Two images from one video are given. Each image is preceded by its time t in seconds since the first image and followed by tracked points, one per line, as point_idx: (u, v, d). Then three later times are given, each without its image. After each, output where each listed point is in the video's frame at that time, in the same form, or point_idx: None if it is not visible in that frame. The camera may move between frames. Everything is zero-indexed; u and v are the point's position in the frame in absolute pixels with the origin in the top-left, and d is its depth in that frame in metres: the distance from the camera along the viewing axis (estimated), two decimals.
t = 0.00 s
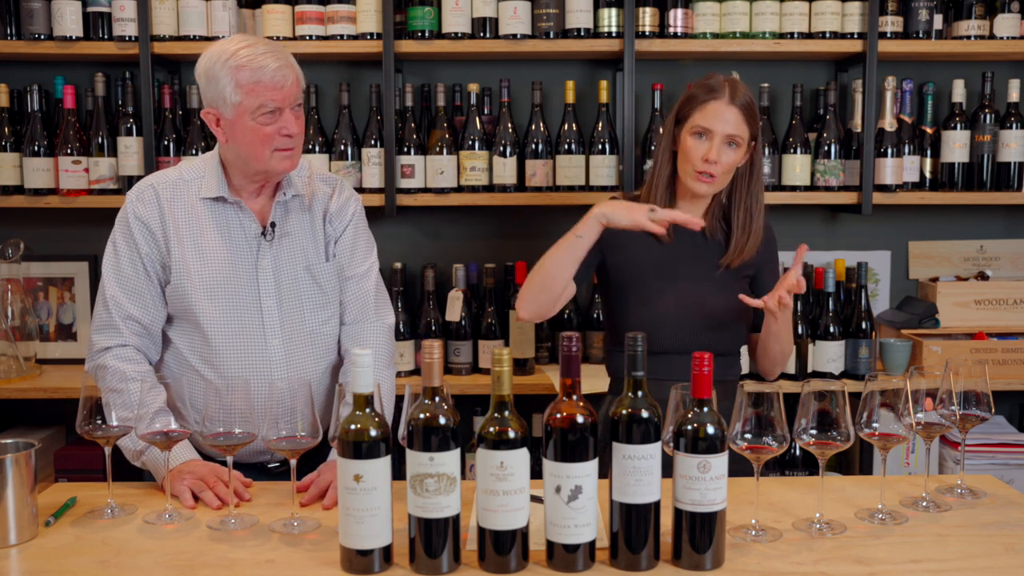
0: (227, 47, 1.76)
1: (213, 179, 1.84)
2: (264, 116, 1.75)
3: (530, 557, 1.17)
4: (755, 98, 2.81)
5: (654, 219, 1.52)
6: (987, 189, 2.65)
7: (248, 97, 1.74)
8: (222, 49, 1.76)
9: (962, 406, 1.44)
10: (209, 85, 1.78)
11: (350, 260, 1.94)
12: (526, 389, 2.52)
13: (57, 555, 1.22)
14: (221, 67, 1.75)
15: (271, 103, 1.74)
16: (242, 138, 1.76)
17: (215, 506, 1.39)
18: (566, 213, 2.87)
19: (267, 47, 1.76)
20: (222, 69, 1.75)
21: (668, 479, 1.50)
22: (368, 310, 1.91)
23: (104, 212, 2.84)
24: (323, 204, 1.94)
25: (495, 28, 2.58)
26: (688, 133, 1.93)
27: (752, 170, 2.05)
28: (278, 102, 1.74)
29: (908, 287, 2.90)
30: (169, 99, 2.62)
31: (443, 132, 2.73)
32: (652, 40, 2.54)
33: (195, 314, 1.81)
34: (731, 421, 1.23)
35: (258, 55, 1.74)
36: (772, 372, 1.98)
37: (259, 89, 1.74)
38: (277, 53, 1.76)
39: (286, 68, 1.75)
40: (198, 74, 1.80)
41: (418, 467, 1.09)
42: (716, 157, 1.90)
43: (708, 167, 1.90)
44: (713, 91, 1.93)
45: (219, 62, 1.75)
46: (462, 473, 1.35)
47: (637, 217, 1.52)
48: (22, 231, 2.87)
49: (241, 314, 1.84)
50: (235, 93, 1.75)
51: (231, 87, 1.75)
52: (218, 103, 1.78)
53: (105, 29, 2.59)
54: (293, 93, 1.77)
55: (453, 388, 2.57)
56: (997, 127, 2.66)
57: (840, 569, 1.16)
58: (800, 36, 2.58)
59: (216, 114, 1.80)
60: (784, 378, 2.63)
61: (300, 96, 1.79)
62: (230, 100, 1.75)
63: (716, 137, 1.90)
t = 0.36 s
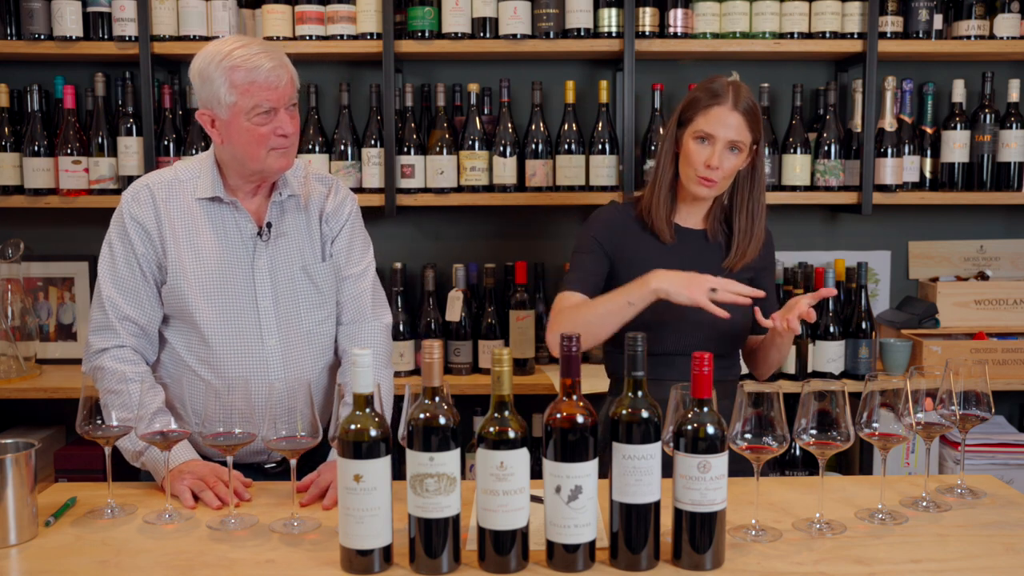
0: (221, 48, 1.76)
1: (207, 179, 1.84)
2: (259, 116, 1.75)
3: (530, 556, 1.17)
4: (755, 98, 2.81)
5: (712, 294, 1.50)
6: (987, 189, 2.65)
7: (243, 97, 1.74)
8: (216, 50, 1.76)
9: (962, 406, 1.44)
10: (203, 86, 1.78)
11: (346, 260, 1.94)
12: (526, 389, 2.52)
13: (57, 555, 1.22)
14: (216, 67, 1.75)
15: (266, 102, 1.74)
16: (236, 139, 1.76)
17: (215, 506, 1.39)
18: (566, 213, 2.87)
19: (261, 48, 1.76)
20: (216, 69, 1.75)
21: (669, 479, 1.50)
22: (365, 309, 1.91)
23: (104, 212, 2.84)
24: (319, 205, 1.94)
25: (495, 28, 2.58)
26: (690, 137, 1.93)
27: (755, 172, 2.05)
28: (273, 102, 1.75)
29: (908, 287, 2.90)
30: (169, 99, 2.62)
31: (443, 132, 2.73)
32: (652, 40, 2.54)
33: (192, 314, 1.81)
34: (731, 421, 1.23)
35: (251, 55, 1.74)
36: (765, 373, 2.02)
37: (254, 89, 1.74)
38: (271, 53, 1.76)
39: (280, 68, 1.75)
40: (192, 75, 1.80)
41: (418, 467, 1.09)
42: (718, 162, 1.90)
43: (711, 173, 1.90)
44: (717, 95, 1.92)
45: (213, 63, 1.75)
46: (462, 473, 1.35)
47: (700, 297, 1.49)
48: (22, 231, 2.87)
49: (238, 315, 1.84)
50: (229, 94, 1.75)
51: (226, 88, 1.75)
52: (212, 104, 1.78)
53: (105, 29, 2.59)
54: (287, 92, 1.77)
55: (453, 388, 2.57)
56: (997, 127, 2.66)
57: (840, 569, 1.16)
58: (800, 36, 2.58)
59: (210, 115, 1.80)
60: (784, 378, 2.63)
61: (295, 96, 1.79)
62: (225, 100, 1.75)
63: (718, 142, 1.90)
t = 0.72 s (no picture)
0: (218, 48, 1.76)
1: (204, 179, 1.84)
2: (257, 116, 1.75)
3: (529, 557, 1.17)
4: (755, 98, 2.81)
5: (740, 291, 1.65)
6: (987, 189, 2.65)
7: (240, 98, 1.74)
8: (213, 51, 1.76)
9: (962, 406, 1.44)
10: (201, 86, 1.78)
11: (344, 261, 1.94)
12: (526, 389, 2.52)
13: (57, 555, 1.22)
14: (213, 68, 1.75)
15: (263, 103, 1.74)
16: (234, 139, 1.76)
17: (215, 505, 1.39)
18: (566, 213, 2.87)
19: (259, 48, 1.76)
20: (214, 70, 1.75)
21: (668, 479, 1.50)
22: (362, 310, 1.91)
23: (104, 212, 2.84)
24: (316, 205, 1.94)
25: (495, 28, 2.58)
26: (693, 136, 1.94)
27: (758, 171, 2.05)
28: (271, 102, 1.75)
29: (908, 287, 2.90)
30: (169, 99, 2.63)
31: (443, 132, 2.73)
32: (652, 40, 2.54)
33: (189, 315, 1.81)
34: (731, 421, 1.23)
35: (249, 56, 1.75)
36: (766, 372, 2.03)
37: (252, 89, 1.74)
38: (268, 53, 1.76)
39: (278, 69, 1.76)
40: (190, 75, 1.80)
41: (418, 467, 1.09)
42: (722, 160, 1.90)
43: (715, 171, 1.90)
44: (719, 94, 1.92)
45: (211, 63, 1.75)
46: (462, 473, 1.35)
47: (727, 294, 1.63)
48: (22, 231, 2.87)
49: (235, 315, 1.84)
50: (227, 94, 1.75)
51: (223, 88, 1.75)
52: (210, 104, 1.78)
53: (105, 29, 2.59)
54: (285, 93, 1.77)
55: (453, 388, 2.57)
56: (997, 127, 2.66)
57: (840, 569, 1.16)
58: (800, 36, 2.58)
59: (208, 115, 1.80)
60: (783, 378, 2.63)
61: (292, 96, 1.80)
62: (222, 101, 1.75)
63: (721, 140, 1.90)
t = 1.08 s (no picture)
0: (217, 48, 1.76)
1: (203, 180, 1.84)
2: (257, 116, 1.75)
3: (529, 557, 1.17)
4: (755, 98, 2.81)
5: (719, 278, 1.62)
6: (987, 189, 2.65)
7: (240, 98, 1.74)
8: (212, 50, 1.76)
9: (962, 406, 1.44)
10: (200, 86, 1.78)
11: (344, 261, 1.94)
12: (526, 389, 2.52)
13: (57, 555, 1.22)
14: (212, 67, 1.75)
15: (263, 103, 1.74)
16: (233, 139, 1.76)
17: (215, 505, 1.39)
18: (566, 213, 2.87)
19: (259, 47, 1.76)
20: (214, 70, 1.75)
21: (668, 479, 1.50)
22: (362, 310, 1.91)
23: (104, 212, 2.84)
24: (316, 205, 1.94)
25: (495, 28, 2.58)
26: (693, 133, 1.94)
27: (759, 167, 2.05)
28: (270, 102, 1.75)
29: (909, 287, 2.90)
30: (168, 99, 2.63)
31: (443, 132, 2.73)
32: (652, 40, 2.54)
33: (188, 315, 1.81)
34: (731, 421, 1.23)
35: (249, 56, 1.75)
36: (787, 369, 2.01)
37: (251, 89, 1.74)
38: (268, 53, 1.76)
39: (277, 69, 1.76)
40: (189, 75, 1.80)
41: (418, 467, 1.09)
42: (722, 156, 1.90)
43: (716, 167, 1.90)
44: (718, 92, 1.93)
45: (211, 63, 1.75)
46: (462, 473, 1.35)
47: (705, 287, 1.60)
48: (22, 231, 2.88)
49: (234, 315, 1.84)
50: (226, 94, 1.75)
51: (223, 88, 1.75)
52: (209, 104, 1.78)
53: (105, 29, 2.59)
54: (284, 93, 1.77)
55: (453, 388, 2.57)
56: (997, 127, 2.66)
57: (840, 569, 1.16)
58: (800, 36, 2.58)
59: (207, 115, 1.80)
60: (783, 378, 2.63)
61: (292, 96, 1.80)
62: (222, 101, 1.75)
63: (721, 137, 1.90)
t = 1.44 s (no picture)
0: (219, 48, 1.76)
1: (204, 180, 1.84)
2: (258, 117, 1.75)
3: (529, 557, 1.17)
4: (755, 98, 2.81)
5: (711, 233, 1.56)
6: (987, 189, 2.65)
7: (241, 98, 1.74)
8: (214, 50, 1.76)
9: (962, 406, 1.44)
10: (201, 86, 1.78)
11: (344, 261, 1.94)
12: (526, 389, 2.52)
13: (57, 555, 1.22)
14: (214, 68, 1.75)
15: (264, 104, 1.74)
16: (235, 140, 1.76)
17: (215, 506, 1.39)
18: (566, 213, 2.87)
19: (260, 48, 1.77)
20: (215, 70, 1.75)
21: (668, 479, 1.50)
22: (363, 310, 1.91)
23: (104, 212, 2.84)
24: (316, 206, 1.94)
25: (495, 28, 2.58)
26: (679, 121, 1.95)
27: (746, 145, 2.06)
28: (272, 102, 1.75)
29: (908, 287, 2.90)
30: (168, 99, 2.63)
31: (443, 131, 2.73)
32: (652, 40, 2.54)
33: (189, 315, 1.81)
34: (731, 421, 1.23)
35: (250, 56, 1.75)
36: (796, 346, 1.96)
37: (253, 89, 1.74)
38: (269, 53, 1.76)
39: (279, 70, 1.76)
40: (190, 75, 1.80)
41: (418, 467, 1.09)
42: (711, 139, 1.91)
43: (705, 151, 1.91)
44: (698, 77, 1.94)
45: (212, 63, 1.75)
46: (462, 473, 1.35)
47: (702, 247, 1.54)
48: (22, 231, 2.88)
49: (235, 315, 1.84)
50: (228, 94, 1.75)
51: (224, 88, 1.75)
52: (211, 104, 1.78)
53: (105, 29, 2.59)
54: (286, 93, 1.77)
55: (453, 388, 2.57)
56: (997, 127, 2.66)
57: (840, 569, 1.16)
58: (800, 36, 2.58)
59: (208, 115, 1.80)
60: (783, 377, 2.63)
61: (293, 97, 1.80)
62: (223, 101, 1.76)
63: (706, 121, 1.92)
